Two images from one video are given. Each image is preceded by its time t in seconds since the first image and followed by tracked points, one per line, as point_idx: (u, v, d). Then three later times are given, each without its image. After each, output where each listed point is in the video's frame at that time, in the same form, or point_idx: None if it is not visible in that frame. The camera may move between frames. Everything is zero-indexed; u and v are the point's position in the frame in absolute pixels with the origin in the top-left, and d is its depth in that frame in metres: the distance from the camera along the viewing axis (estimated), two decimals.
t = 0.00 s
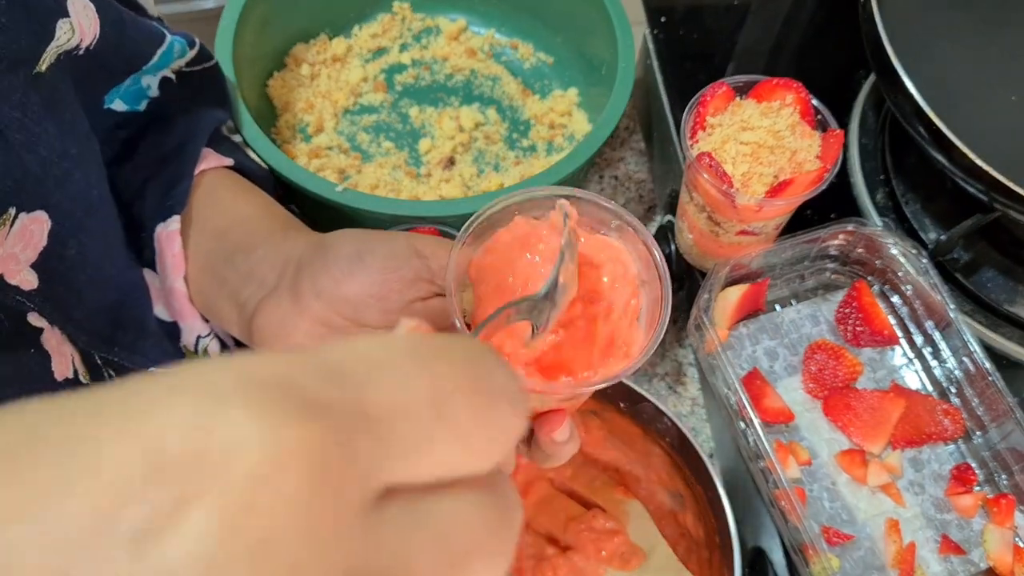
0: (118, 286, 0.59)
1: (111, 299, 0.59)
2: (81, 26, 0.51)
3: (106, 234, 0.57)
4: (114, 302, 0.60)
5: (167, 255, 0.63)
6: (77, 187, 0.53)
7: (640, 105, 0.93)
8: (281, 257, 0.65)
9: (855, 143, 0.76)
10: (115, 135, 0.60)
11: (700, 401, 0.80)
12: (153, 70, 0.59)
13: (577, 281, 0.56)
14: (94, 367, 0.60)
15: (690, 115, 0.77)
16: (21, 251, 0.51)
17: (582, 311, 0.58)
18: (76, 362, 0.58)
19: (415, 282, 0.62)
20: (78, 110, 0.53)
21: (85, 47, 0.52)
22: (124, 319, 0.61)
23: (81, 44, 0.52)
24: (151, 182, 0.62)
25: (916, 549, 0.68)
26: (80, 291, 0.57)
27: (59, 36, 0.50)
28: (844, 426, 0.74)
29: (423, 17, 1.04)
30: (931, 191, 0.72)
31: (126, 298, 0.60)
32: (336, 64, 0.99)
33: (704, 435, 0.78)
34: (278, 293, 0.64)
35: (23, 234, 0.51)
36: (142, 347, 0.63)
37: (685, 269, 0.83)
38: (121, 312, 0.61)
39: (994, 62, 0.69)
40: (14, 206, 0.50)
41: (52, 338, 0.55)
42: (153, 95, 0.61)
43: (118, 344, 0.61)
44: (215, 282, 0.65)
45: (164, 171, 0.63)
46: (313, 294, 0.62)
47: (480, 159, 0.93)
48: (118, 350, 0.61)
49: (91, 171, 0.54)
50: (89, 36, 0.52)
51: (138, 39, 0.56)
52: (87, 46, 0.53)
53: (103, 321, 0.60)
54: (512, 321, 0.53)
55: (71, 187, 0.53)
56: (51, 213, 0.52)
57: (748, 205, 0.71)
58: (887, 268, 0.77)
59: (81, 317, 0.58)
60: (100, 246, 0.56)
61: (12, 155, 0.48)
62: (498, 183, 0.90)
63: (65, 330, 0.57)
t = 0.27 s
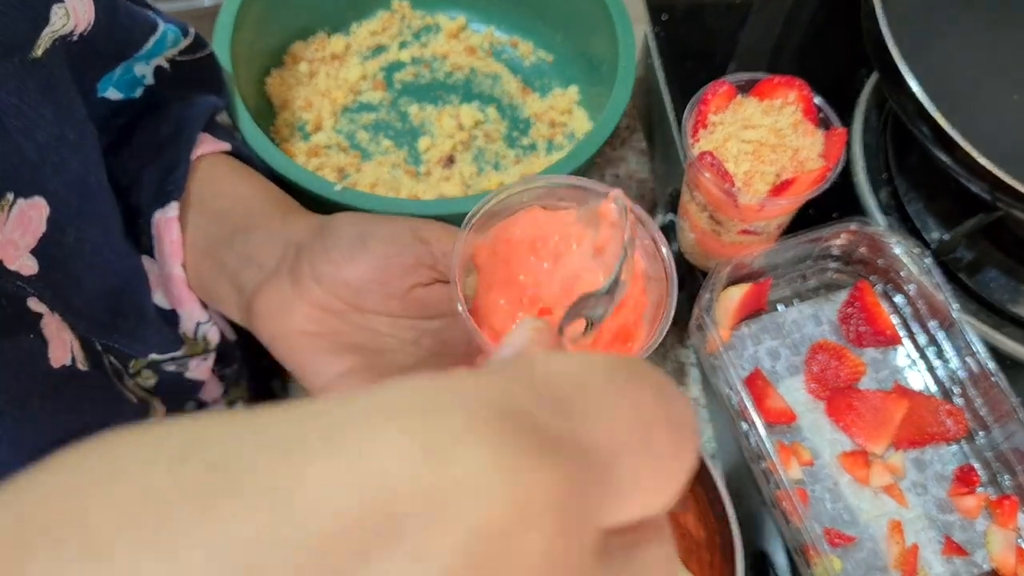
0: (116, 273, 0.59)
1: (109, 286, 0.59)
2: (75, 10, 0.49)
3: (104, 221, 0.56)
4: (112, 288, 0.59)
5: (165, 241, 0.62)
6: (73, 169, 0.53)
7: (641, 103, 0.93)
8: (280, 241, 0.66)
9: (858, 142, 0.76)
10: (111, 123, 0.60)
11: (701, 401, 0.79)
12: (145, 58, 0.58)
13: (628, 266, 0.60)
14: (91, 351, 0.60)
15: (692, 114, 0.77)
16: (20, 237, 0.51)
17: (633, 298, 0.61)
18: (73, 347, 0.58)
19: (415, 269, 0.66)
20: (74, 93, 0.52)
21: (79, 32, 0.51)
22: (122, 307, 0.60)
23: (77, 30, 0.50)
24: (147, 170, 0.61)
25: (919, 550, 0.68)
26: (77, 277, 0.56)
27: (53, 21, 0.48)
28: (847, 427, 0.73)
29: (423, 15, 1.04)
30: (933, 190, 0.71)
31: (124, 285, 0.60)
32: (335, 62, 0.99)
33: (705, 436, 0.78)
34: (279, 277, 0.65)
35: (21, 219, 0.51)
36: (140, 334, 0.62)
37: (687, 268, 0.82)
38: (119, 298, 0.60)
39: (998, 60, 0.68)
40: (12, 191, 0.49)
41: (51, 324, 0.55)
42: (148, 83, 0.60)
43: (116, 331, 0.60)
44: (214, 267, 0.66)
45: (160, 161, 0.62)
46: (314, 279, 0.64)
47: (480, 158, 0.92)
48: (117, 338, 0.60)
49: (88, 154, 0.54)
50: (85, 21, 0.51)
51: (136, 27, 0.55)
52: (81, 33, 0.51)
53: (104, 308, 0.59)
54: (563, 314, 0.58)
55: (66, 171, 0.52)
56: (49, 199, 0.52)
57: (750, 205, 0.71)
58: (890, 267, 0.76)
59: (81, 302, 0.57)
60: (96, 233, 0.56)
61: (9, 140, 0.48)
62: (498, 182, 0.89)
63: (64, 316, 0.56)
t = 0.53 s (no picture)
0: (117, 274, 0.59)
1: (108, 287, 0.59)
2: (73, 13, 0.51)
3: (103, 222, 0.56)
4: (112, 290, 0.59)
5: (162, 242, 0.63)
6: (69, 170, 0.53)
7: (641, 104, 0.93)
8: (278, 242, 0.67)
9: (856, 143, 0.76)
10: (110, 125, 0.61)
11: (701, 402, 0.80)
12: (142, 61, 0.59)
13: (576, 274, 0.66)
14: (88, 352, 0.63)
15: (691, 115, 0.77)
16: (15, 238, 0.52)
17: (580, 307, 0.67)
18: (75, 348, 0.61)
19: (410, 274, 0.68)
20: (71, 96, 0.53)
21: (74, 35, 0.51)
22: (122, 308, 0.60)
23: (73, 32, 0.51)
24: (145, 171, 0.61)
25: (918, 549, 0.68)
26: (76, 278, 0.57)
27: (49, 23, 0.49)
28: (846, 427, 0.74)
29: (424, 16, 1.04)
30: (932, 191, 0.72)
31: (125, 287, 0.60)
32: (335, 64, 0.99)
33: (705, 436, 0.78)
34: (278, 278, 0.66)
35: (17, 220, 0.52)
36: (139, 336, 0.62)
37: (686, 269, 0.83)
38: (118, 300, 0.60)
39: (996, 61, 0.69)
40: (7, 193, 0.50)
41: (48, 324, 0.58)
42: (145, 85, 0.60)
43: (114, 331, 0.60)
44: (212, 268, 0.66)
45: (159, 161, 0.62)
46: (310, 280, 0.65)
47: (480, 159, 0.93)
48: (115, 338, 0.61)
49: (84, 156, 0.54)
50: (82, 24, 0.52)
51: (132, 31, 0.56)
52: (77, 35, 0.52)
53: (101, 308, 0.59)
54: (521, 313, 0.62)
55: (62, 173, 0.53)
56: (44, 200, 0.53)
57: (749, 205, 0.71)
58: (888, 268, 0.76)
59: (76, 302, 0.58)
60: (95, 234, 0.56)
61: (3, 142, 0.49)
62: (498, 183, 0.90)
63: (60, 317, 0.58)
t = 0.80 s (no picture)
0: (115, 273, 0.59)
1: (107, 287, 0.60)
2: (73, 13, 0.51)
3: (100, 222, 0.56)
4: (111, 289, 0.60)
5: (162, 241, 0.63)
6: (68, 170, 0.54)
7: (641, 103, 0.93)
8: (277, 241, 0.67)
9: (858, 142, 0.76)
10: (109, 124, 0.60)
11: (701, 402, 0.79)
12: (142, 59, 0.58)
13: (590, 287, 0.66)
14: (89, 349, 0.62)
15: (691, 114, 0.77)
16: (15, 237, 0.53)
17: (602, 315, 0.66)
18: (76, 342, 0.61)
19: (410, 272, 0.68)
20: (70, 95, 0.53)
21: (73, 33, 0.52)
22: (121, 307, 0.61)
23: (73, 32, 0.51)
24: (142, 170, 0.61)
25: (919, 550, 0.68)
26: (74, 277, 0.58)
27: (48, 21, 0.49)
28: (847, 427, 0.73)
29: (423, 15, 1.03)
30: (933, 190, 0.71)
31: (123, 287, 0.61)
32: (335, 62, 0.99)
33: (705, 436, 0.78)
34: (277, 277, 0.66)
35: (17, 219, 0.53)
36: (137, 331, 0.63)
37: (687, 268, 0.82)
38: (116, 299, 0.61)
39: (998, 60, 0.68)
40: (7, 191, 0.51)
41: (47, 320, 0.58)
42: (144, 84, 0.60)
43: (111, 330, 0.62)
44: (209, 268, 0.66)
45: (159, 161, 0.62)
46: (308, 279, 0.65)
47: (480, 158, 0.92)
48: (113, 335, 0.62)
49: (85, 156, 0.55)
50: (82, 23, 0.52)
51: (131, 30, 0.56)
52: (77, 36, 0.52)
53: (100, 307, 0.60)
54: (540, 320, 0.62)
55: (63, 172, 0.54)
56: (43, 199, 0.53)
57: (750, 204, 0.71)
58: (890, 268, 0.76)
59: (75, 302, 0.59)
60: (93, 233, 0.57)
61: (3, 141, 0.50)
62: (498, 183, 0.90)
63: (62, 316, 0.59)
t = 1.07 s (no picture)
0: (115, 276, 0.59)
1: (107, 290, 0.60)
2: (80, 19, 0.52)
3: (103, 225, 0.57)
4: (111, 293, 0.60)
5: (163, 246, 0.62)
6: (73, 173, 0.55)
7: (641, 104, 0.93)
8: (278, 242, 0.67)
9: (858, 143, 0.76)
10: (109, 125, 0.60)
11: (701, 402, 0.79)
12: (144, 62, 0.58)
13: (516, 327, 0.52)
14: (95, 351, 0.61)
15: (691, 114, 0.77)
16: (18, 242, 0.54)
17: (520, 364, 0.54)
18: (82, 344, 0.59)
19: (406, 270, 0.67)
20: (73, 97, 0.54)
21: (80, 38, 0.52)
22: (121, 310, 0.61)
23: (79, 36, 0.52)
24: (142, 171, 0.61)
25: (918, 549, 0.68)
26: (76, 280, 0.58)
27: (53, 28, 0.51)
28: (846, 427, 0.73)
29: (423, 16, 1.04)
30: (932, 191, 0.72)
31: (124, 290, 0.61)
32: (335, 63, 0.99)
33: (705, 436, 0.78)
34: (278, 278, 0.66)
35: (20, 224, 0.54)
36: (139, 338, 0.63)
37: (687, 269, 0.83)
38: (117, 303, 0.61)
39: (996, 61, 0.69)
40: (12, 198, 0.53)
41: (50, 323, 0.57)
42: (143, 85, 0.60)
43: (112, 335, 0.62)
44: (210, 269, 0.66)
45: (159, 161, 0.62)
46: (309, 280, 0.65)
47: (480, 159, 0.92)
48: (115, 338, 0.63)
49: (91, 161, 0.56)
50: (88, 28, 0.53)
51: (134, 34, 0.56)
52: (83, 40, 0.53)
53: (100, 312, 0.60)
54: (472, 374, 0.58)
55: (67, 174, 0.55)
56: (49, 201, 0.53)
57: (749, 205, 0.71)
58: (889, 268, 0.76)
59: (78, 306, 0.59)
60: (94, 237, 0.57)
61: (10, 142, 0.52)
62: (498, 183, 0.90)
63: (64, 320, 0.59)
